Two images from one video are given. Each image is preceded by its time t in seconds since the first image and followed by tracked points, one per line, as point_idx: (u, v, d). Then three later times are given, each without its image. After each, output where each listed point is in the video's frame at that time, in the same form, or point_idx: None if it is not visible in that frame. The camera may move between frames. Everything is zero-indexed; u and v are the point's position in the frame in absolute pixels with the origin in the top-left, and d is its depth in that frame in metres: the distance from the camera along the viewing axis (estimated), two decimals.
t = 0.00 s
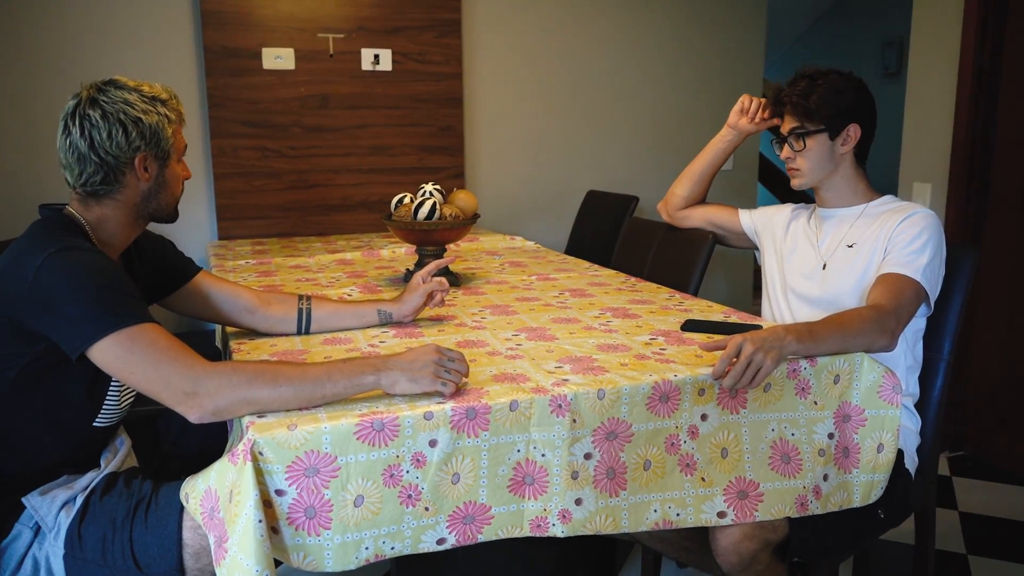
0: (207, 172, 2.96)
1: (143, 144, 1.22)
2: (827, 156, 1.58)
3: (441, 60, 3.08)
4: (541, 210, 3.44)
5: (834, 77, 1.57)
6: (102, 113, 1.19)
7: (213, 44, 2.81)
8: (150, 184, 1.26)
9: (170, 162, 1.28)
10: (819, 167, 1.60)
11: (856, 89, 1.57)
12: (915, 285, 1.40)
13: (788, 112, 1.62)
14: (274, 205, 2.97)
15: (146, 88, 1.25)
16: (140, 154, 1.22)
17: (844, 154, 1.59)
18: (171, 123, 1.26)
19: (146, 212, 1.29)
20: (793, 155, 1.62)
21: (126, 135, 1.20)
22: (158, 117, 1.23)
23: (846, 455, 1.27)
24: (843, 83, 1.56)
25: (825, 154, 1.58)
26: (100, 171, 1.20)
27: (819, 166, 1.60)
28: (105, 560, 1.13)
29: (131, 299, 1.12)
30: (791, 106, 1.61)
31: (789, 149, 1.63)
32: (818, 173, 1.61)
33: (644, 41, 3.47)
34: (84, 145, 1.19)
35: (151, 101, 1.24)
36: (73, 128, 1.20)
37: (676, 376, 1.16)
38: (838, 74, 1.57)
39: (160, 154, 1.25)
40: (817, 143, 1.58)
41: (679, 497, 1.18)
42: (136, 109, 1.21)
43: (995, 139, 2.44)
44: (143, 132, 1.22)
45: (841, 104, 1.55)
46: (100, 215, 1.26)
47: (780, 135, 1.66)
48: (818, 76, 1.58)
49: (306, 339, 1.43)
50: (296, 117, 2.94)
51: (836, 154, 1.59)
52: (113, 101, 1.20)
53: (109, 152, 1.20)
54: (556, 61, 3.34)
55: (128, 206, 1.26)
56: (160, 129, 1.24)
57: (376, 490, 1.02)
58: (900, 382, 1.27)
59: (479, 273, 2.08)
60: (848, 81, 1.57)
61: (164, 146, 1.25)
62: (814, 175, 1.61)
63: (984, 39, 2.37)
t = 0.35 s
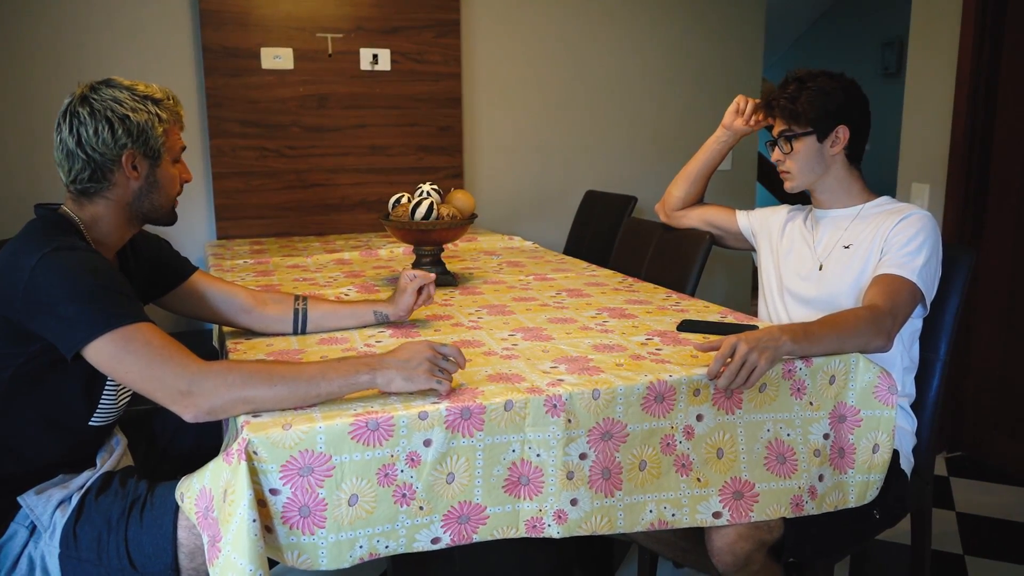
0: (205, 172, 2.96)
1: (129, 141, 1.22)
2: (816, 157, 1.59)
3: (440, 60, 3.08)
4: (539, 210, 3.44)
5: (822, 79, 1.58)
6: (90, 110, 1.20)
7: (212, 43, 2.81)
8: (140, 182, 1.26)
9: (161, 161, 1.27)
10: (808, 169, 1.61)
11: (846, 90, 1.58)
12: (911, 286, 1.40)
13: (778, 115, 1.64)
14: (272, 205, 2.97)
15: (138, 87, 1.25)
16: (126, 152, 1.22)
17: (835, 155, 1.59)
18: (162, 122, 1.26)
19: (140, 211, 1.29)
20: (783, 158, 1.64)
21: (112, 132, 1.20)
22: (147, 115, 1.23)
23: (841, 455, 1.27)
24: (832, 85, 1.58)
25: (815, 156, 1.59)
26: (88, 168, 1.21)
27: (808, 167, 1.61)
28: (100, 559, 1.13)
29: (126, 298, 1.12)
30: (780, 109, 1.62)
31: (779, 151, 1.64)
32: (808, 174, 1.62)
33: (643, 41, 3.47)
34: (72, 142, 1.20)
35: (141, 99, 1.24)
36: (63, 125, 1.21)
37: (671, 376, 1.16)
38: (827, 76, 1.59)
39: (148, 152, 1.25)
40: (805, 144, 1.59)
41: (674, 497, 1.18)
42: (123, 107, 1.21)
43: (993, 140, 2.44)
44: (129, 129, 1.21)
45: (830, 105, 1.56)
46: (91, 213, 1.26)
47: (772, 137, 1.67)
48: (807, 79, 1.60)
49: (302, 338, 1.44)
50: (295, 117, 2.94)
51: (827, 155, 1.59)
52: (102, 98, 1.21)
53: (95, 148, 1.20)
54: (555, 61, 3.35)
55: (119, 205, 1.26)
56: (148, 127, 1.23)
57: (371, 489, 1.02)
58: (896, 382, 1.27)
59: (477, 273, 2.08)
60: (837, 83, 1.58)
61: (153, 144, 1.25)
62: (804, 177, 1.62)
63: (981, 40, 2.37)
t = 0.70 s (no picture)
0: (205, 172, 2.97)
1: (120, 139, 1.22)
2: (813, 158, 1.60)
3: (440, 60, 3.08)
4: (540, 210, 3.44)
5: (819, 80, 1.59)
6: (83, 109, 1.21)
7: (212, 43, 2.81)
8: (133, 180, 1.26)
9: (156, 160, 1.27)
10: (806, 170, 1.62)
11: (844, 91, 1.58)
12: (909, 288, 1.40)
13: (777, 116, 1.65)
14: (272, 205, 2.98)
15: (134, 87, 1.26)
16: (117, 149, 1.22)
17: (833, 156, 1.60)
18: (156, 120, 1.26)
19: (135, 210, 1.29)
20: (782, 159, 1.65)
21: (103, 130, 1.21)
22: (139, 113, 1.24)
23: (839, 456, 1.27)
24: (830, 86, 1.58)
25: (812, 157, 1.60)
26: (80, 166, 1.22)
27: (805, 168, 1.62)
28: (99, 559, 1.14)
29: (125, 299, 1.12)
30: (778, 111, 1.64)
31: (778, 152, 1.66)
32: (806, 175, 1.63)
33: (643, 41, 3.47)
34: (65, 140, 1.21)
35: (135, 98, 1.24)
36: (59, 123, 1.22)
37: (669, 377, 1.16)
38: (825, 77, 1.59)
39: (141, 151, 1.25)
40: (801, 145, 1.60)
41: (671, 497, 1.18)
42: (114, 105, 1.22)
43: (992, 141, 2.44)
44: (120, 126, 1.22)
45: (827, 106, 1.57)
46: (86, 212, 1.26)
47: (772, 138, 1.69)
48: (805, 80, 1.61)
49: (301, 338, 1.44)
50: (295, 116, 2.95)
51: (825, 155, 1.60)
52: (95, 97, 1.22)
53: (87, 146, 1.21)
54: (556, 61, 3.35)
55: (113, 204, 1.27)
56: (140, 125, 1.24)
57: (369, 490, 1.03)
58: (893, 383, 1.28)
59: (476, 273, 2.08)
60: (835, 84, 1.58)
61: (146, 143, 1.25)
62: (803, 178, 1.63)
63: (981, 41, 2.37)
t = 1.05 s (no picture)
0: (207, 172, 2.97)
1: (120, 141, 1.22)
2: (815, 158, 1.60)
3: (441, 61, 3.09)
4: (540, 210, 3.44)
5: (821, 81, 1.59)
6: (83, 110, 1.22)
7: (214, 44, 2.82)
8: (134, 182, 1.26)
9: (156, 162, 1.27)
10: (808, 170, 1.62)
11: (845, 91, 1.58)
12: (909, 289, 1.40)
13: (778, 117, 1.65)
14: (274, 206, 2.98)
15: (135, 88, 1.27)
16: (117, 151, 1.23)
17: (834, 156, 1.60)
18: (156, 122, 1.26)
19: (136, 212, 1.30)
20: (783, 159, 1.66)
21: (102, 132, 1.21)
22: (138, 115, 1.24)
23: (837, 456, 1.27)
24: (831, 86, 1.58)
25: (814, 157, 1.61)
26: (81, 168, 1.22)
27: (806, 168, 1.62)
28: (100, 558, 1.14)
29: (127, 300, 1.12)
30: (779, 111, 1.64)
31: (779, 153, 1.66)
32: (807, 175, 1.63)
33: (644, 41, 3.48)
34: (65, 142, 1.22)
35: (135, 100, 1.25)
36: (59, 125, 1.23)
37: (668, 378, 1.16)
38: (826, 77, 1.59)
39: (141, 152, 1.25)
40: (802, 146, 1.61)
41: (669, 496, 1.18)
42: (114, 107, 1.22)
43: (993, 141, 2.44)
44: (120, 128, 1.22)
45: (829, 107, 1.57)
46: (88, 214, 1.27)
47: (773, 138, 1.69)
48: (806, 81, 1.61)
49: (302, 339, 1.44)
50: (296, 117, 2.95)
51: (826, 156, 1.60)
52: (96, 99, 1.23)
53: (87, 148, 1.21)
54: (557, 61, 3.35)
55: (114, 206, 1.27)
56: (140, 127, 1.24)
57: (369, 490, 1.03)
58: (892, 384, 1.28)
59: (477, 274, 2.08)
60: (836, 84, 1.59)
61: (145, 144, 1.25)
62: (804, 178, 1.63)
63: (982, 41, 2.37)
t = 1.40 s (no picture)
0: (208, 173, 2.98)
1: (119, 141, 1.22)
2: (817, 159, 1.60)
3: (442, 61, 3.09)
4: (542, 210, 3.45)
5: (821, 82, 1.59)
6: (89, 109, 1.23)
7: (216, 45, 2.82)
8: (131, 184, 1.26)
9: (155, 166, 1.27)
10: (811, 171, 1.62)
11: (846, 92, 1.58)
12: (909, 290, 1.40)
13: (779, 119, 1.65)
14: (276, 206, 2.99)
15: (145, 93, 1.27)
16: (116, 152, 1.23)
17: (836, 157, 1.60)
18: (160, 127, 1.26)
19: (133, 215, 1.29)
20: (786, 160, 1.65)
21: (103, 131, 1.22)
22: (141, 118, 1.24)
23: (838, 457, 1.27)
24: (832, 87, 1.58)
25: (816, 158, 1.60)
26: (80, 165, 1.23)
27: (809, 170, 1.62)
28: (102, 558, 1.15)
29: (128, 301, 1.13)
30: (780, 113, 1.64)
31: (781, 154, 1.66)
32: (810, 177, 1.63)
33: (646, 41, 3.48)
34: (70, 138, 1.23)
35: (141, 103, 1.25)
36: (67, 123, 1.25)
37: (668, 379, 1.16)
38: (827, 78, 1.60)
39: (140, 155, 1.25)
40: (804, 147, 1.60)
41: (669, 497, 1.18)
42: (118, 108, 1.23)
43: (994, 142, 2.44)
44: (120, 129, 1.22)
45: (830, 107, 1.57)
46: (86, 214, 1.27)
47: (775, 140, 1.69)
48: (807, 82, 1.62)
49: (303, 340, 1.44)
50: (298, 117, 2.95)
51: (828, 156, 1.60)
52: (103, 98, 1.24)
53: (87, 146, 1.22)
54: (558, 62, 3.35)
55: (111, 207, 1.27)
56: (141, 130, 1.24)
57: (370, 491, 1.03)
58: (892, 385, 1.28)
59: (478, 274, 2.09)
60: (837, 85, 1.59)
61: (144, 148, 1.25)
62: (807, 179, 1.63)
63: (984, 41, 2.37)
